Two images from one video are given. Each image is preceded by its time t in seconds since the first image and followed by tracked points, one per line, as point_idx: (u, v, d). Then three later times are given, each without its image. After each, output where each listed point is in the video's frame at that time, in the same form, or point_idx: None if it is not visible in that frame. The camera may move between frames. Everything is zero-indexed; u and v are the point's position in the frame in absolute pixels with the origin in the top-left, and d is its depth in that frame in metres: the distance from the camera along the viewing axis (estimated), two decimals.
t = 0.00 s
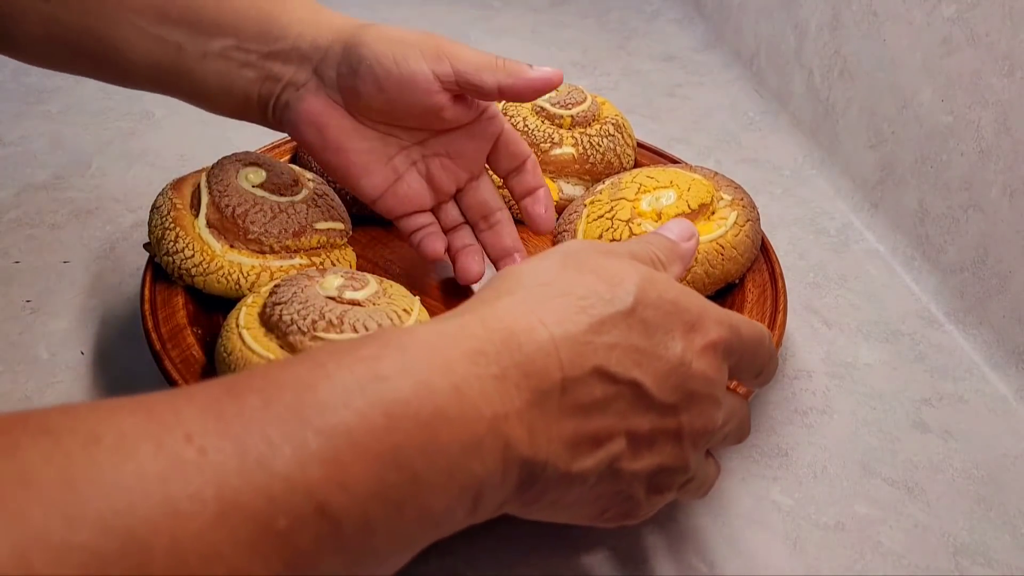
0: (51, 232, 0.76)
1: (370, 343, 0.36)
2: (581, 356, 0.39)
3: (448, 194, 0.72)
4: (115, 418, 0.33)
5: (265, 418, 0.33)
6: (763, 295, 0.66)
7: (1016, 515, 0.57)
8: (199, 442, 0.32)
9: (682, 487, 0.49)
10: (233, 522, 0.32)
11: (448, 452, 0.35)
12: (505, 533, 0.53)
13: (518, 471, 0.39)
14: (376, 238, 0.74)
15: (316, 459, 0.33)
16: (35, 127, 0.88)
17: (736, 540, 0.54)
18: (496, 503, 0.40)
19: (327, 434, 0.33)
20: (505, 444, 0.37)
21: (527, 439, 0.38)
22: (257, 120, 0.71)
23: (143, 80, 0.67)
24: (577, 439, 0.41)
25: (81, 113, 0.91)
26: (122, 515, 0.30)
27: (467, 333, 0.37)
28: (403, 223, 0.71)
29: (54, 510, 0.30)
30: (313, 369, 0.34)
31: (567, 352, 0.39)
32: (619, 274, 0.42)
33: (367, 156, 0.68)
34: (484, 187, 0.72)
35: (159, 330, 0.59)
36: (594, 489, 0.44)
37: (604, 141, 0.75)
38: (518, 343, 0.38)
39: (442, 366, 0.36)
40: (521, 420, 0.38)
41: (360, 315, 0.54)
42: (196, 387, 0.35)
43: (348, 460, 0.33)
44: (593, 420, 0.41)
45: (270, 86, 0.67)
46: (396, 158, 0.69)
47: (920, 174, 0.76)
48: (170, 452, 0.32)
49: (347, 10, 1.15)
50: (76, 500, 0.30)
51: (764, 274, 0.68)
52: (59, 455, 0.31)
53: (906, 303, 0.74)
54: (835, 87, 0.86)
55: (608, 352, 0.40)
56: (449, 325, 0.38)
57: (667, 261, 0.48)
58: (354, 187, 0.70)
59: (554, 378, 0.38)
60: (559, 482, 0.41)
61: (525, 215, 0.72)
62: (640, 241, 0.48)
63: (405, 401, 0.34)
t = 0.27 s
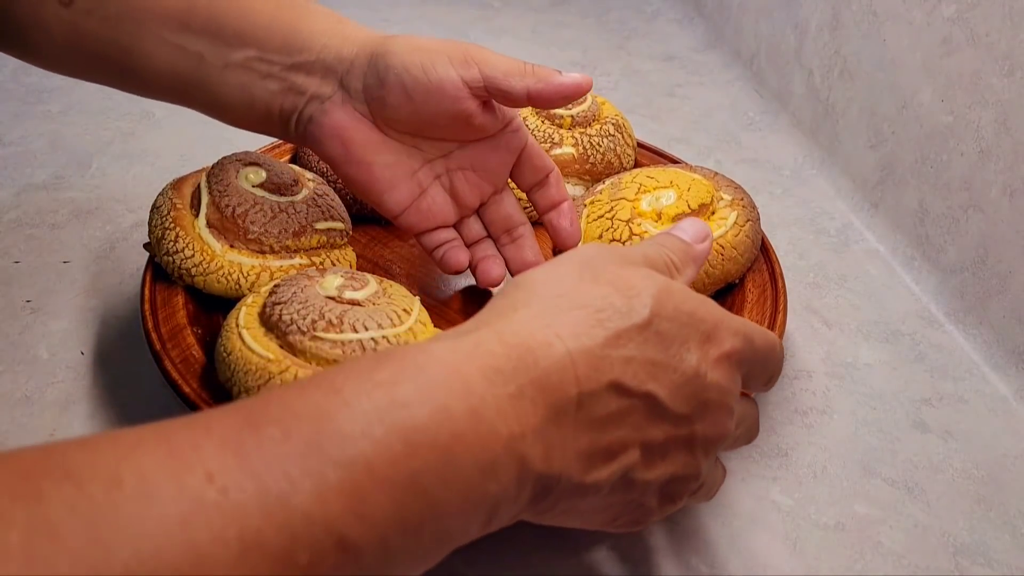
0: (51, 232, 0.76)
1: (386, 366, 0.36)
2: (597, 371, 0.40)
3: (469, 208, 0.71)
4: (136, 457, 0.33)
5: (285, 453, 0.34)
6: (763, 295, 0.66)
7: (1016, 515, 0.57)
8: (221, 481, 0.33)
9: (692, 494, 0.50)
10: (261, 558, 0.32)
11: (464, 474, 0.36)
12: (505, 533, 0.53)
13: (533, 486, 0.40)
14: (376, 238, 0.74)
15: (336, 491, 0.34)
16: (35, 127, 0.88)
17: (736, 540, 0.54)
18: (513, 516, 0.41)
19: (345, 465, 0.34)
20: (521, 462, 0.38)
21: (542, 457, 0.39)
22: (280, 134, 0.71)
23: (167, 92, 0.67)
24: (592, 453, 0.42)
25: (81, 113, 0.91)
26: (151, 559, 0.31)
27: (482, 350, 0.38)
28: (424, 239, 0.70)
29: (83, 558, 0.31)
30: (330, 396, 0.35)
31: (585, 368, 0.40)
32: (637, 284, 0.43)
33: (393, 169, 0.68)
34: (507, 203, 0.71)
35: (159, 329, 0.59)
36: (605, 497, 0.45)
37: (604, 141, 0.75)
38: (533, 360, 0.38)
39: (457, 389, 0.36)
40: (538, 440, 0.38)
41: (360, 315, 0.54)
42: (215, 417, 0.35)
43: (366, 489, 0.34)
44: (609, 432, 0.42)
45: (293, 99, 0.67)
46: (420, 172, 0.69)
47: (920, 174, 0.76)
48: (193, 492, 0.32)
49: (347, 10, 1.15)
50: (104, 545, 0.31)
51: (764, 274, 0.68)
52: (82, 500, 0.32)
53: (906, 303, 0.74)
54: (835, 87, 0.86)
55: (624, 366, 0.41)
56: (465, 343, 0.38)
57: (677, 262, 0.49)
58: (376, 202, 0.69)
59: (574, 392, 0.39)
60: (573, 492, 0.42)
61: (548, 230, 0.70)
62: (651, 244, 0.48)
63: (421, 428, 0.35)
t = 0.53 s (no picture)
0: (51, 232, 0.76)
1: (337, 324, 0.34)
2: (555, 323, 0.39)
3: (433, 155, 0.71)
4: (78, 433, 0.31)
5: (236, 420, 0.32)
6: (763, 295, 0.66)
7: (1015, 515, 0.57)
8: (170, 453, 0.31)
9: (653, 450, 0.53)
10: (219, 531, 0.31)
11: (423, 432, 0.35)
12: (505, 533, 0.53)
13: (488, 437, 0.39)
14: (377, 238, 0.74)
15: (291, 458, 0.32)
16: (35, 127, 0.88)
17: (735, 539, 0.54)
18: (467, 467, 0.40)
19: (300, 431, 0.32)
20: (477, 416, 0.37)
21: (496, 410, 0.38)
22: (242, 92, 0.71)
23: (130, 53, 0.67)
24: (547, 401, 0.42)
25: (81, 113, 0.91)
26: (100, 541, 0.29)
27: (438, 306, 0.36)
28: (387, 186, 0.70)
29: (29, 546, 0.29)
30: (277, 357, 0.33)
31: (540, 320, 0.39)
32: (590, 226, 0.42)
33: (354, 116, 0.67)
34: (470, 150, 0.71)
35: (159, 329, 0.59)
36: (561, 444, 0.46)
37: (604, 141, 0.75)
38: (490, 313, 0.37)
39: (414, 347, 0.35)
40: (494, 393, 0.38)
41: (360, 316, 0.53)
42: (158, 385, 0.33)
43: (324, 452, 0.32)
44: (565, 381, 0.42)
45: (250, 48, 0.66)
46: (382, 119, 0.68)
47: (920, 174, 0.76)
48: (139, 466, 0.30)
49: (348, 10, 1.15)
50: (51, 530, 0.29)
51: (764, 274, 0.68)
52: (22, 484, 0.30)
53: (906, 303, 0.74)
54: (835, 87, 0.86)
55: (580, 316, 0.41)
56: (417, 298, 0.36)
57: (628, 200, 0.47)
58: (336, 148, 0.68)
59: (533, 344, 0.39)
60: (528, 439, 0.42)
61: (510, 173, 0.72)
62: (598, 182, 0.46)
63: (379, 389, 0.33)
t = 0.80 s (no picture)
0: (45, 231, 0.75)
1: (340, 275, 0.37)
2: (526, 275, 0.44)
3: (367, 83, 0.72)
4: (109, 366, 0.30)
5: (261, 354, 0.32)
6: (767, 295, 0.65)
7: None
8: (206, 381, 0.31)
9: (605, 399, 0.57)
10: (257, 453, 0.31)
11: (418, 371, 0.37)
12: (505, 536, 0.52)
13: (464, 379, 0.42)
14: (375, 237, 0.73)
15: (313, 390, 0.33)
16: (31, 125, 0.87)
17: (739, 543, 0.53)
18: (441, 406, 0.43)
19: (318, 366, 0.33)
20: (458, 357, 0.40)
21: (474, 353, 0.42)
22: (185, 24, 0.72)
23: None
24: (515, 345, 0.46)
25: (77, 110, 0.90)
26: (147, 459, 0.29)
27: (429, 261, 0.40)
28: (321, 112, 0.71)
29: (75, 468, 0.28)
30: (289, 304, 0.34)
31: (514, 274, 0.43)
32: (551, 193, 0.47)
33: (285, 42, 0.68)
34: (406, 79, 0.72)
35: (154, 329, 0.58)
36: (522, 382, 0.50)
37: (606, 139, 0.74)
38: (472, 269, 0.41)
39: (410, 295, 0.38)
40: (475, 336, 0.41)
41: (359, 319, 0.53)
42: (173, 329, 0.33)
43: (339, 387, 0.33)
44: (531, 327, 0.47)
45: None
46: (316, 47, 0.70)
47: (925, 173, 0.75)
48: (180, 392, 0.30)
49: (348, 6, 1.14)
50: (95, 452, 0.28)
51: (768, 274, 0.67)
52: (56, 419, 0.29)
53: (912, 303, 0.73)
54: (839, 85, 0.85)
55: (545, 270, 0.46)
56: (407, 254, 0.40)
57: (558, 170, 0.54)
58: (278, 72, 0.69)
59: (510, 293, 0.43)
60: (498, 379, 0.47)
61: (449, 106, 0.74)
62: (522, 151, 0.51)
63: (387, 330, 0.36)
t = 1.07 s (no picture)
0: (44, 231, 0.75)
1: (396, 268, 0.38)
2: (563, 283, 0.46)
3: (348, 101, 0.74)
4: (186, 333, 0.31)
5: (328, 331, 0.33)
6: (767, 296, 0.65)
7: None
8: (280, 351, 0.32)
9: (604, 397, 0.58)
10: (325, 421, 0.32)
11: (464, 363, 0.38)
12: (506, 536, 0.52)
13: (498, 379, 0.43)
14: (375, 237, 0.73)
15: (372, 369, 0.34)
16: (30, 125, 0.87)
17: (739, 543, 0.53)
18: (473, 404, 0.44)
19: (378, 346, 0.34)
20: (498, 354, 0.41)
21: (514, 351, 0.43)
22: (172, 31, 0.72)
23: None
24: (547, 346, 0.47)
25: (76, 110, 0.90)
26: (229, 415, 0.30)
27: (478, 261, 0.41)
28: (301, 126, 0.72)
29: (164, 416, 0.28)
30: (350, 289, 0.36)
31: (552, 279, 0.45)
32: (580, 208, 0.49)
33: (271, 54, 0.70)
34: (385, 98, 0.74)
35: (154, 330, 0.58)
36: (547, 387, 0.51)
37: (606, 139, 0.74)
38: (516, 271, 0.43)
39: (460, 290, 0.39)
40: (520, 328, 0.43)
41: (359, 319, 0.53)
42: (243, 305, 0.34)
43: (398, 368, 0.35)
44: (560, 332, 0.48)
45: None
46: (298, 61, 0.71)
47: (925, 173, 0.75)
48: (259, 357, 0.31)
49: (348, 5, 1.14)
50: (182, 403, 0.29)
51: (767, 275, 0.67)
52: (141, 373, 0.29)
53: (912, 303, 0.73)
54: (840, 85, 0.85)
55: (579, 278, 0.47)
56: (458, 255, 0.41)
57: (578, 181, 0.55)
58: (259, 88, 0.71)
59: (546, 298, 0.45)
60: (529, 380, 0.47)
61: (427, 126, 0.74)
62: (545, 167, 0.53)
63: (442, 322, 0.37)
